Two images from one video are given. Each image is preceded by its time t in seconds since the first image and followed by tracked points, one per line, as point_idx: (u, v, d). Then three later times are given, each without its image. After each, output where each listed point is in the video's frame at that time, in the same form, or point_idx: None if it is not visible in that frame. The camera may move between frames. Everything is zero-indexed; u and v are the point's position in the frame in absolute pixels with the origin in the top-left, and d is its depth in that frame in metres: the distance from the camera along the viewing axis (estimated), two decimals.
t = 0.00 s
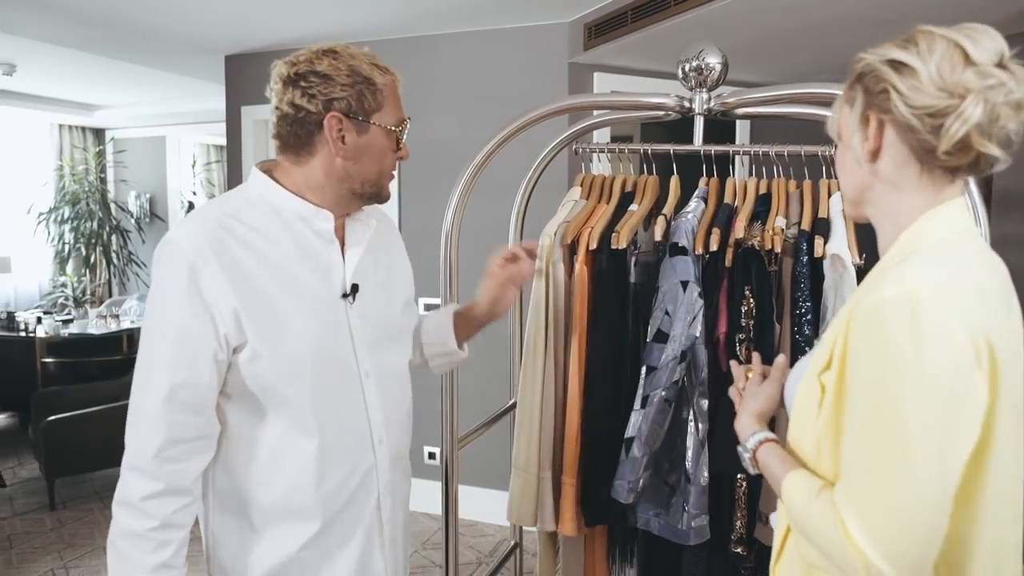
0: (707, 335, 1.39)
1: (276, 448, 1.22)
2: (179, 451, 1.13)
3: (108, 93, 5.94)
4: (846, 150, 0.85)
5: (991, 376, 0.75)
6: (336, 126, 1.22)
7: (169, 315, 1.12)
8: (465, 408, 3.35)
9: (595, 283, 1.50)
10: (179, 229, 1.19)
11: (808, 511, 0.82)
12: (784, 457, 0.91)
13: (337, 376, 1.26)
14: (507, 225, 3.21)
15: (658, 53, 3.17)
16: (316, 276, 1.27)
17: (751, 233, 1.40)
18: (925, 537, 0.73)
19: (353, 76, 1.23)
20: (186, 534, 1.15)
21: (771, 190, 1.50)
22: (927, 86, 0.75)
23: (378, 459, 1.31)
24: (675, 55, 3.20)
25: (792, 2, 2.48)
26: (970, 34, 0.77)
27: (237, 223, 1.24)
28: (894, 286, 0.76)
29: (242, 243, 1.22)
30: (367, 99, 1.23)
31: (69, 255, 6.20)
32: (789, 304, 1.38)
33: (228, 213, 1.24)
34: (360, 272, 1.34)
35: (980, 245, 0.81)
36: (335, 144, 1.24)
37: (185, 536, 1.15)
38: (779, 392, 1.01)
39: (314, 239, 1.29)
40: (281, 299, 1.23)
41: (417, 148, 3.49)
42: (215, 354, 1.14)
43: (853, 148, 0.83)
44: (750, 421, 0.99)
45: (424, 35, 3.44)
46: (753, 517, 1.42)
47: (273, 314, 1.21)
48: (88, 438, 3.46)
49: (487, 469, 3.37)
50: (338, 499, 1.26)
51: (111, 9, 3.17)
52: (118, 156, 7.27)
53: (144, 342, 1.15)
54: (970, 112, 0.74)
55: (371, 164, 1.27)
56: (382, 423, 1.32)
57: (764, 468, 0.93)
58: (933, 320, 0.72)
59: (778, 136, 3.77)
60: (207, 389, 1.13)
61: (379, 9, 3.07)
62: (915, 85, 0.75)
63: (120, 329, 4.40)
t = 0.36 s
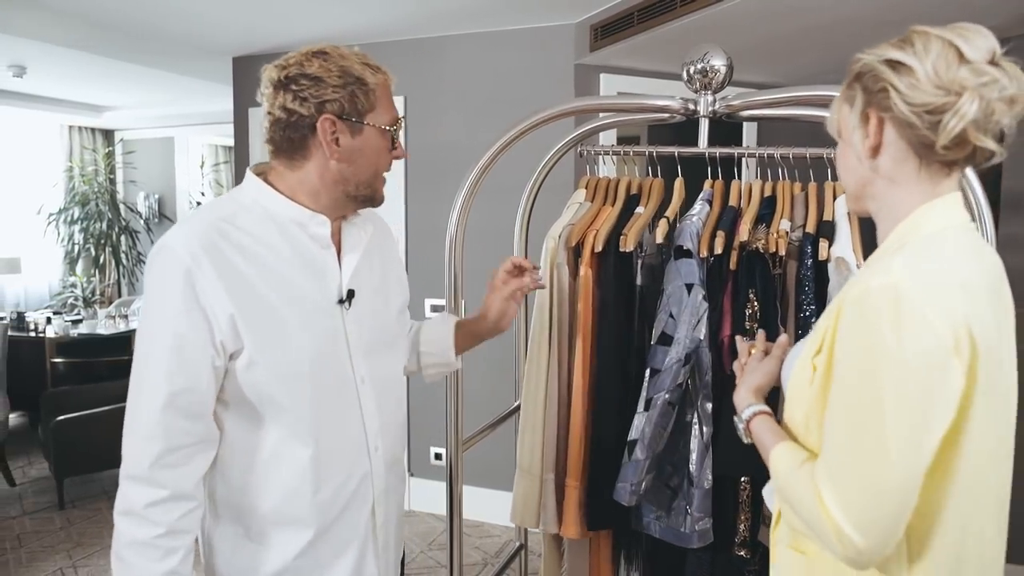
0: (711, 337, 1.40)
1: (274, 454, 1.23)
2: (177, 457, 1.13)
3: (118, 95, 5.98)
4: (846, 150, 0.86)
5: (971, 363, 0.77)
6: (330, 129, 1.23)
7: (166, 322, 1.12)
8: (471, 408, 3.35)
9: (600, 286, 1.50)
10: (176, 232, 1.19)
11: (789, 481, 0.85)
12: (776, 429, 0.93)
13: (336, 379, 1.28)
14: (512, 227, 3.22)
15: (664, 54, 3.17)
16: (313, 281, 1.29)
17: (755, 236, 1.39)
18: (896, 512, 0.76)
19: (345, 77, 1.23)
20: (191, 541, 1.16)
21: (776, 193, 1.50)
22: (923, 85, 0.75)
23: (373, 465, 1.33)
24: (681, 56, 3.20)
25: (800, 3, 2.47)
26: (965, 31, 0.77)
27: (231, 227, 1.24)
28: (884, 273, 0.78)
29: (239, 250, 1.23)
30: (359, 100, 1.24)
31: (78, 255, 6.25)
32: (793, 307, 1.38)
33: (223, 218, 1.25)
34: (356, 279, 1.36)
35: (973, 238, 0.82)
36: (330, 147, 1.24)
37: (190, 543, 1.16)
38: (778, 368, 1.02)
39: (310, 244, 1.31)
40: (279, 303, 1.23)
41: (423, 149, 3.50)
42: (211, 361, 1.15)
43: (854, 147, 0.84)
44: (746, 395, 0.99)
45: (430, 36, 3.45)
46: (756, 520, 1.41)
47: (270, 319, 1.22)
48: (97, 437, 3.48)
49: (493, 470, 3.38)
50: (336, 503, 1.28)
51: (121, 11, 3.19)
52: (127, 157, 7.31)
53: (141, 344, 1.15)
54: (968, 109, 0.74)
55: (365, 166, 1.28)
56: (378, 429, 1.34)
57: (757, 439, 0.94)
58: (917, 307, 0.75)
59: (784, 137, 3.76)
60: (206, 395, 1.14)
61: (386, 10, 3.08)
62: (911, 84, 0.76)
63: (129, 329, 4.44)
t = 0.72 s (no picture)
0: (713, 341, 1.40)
1: (279, 450, 1.24)
2: (184, 454, 1.15)
3: (125, 96, 6.02)
4: (849, 154, 0.86)
5: (995, 368, 0.78)
6: (326, 129, 1.24)
7: (171, 318, 1.14)
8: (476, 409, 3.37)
9: (602, 289, 1.50)
10: (178, 232, 1.21)
11: (823, 497, 0.84)
12: (796, 444, 0.92)
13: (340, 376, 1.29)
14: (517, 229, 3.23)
15: (668, 56, 3.17)
16: (315, 277, 1.30)
17: (757, 240, 1.40)
18: (938, 521, 0.75)
19: (344, 79, 1.24)
20: (192, 538, 1.17)
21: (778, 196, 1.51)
22: (927, 88, 0.76)
23: (380, 459, 1.34)
24: (685, 58, 3.20)
25: (805, 5, 2.47)
26: (963, 37, 0.78)
27: (235, 226, 1.26)
28: (909, 281, 0.78)
29: (243, 247, 1.24)
30: (356, 102, 1.25)
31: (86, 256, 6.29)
32: (796, 311, 1.38)
33: (227, 217, 1.26)
34: (357, 274, 1.37)
35: (978, 243, 0.83)
36: (326, 147, 1.25)
37: (191, 540, 1.17)
38: (785, 382, 1.04)
39: (310, 242, 1.32)
40: (281, 299, 1.25)
41: (428, 151, 3.52)
42: (215, 356, 1.16)
43: (857, 150, 0.84)
44: (757, 409, 1.01)
45: (435, 39, 3.47)
46: (759, 522, 1.42)
47: (271, 314, 1.23)
48: (104, 437, 3.51)
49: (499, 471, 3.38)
50: (343, 498, 1.29)
51: (127, 13, 3.22)
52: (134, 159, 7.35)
53: (143, 348, 1.16)
54: (971, 110, 0.75)
55: (360, 167, 1.29)
56: (385, 424, 1.35)
57: (776, 456, 0.93)
58: (947, 313, 0.75)
59: (790, 139, 3.76)
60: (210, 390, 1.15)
61: (390, 13, 3.10)
62: (915, 87, 0.76)
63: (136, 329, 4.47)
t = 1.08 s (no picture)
0: (716, 343, 1.39)
1: (290, 445, 1.25)
2: (196, 452, 1.16)
3: (130, 97, 6.05)
4: (876, 157, 0.84)
5: None
6: (325, 134, 1.25)
7: (183, 318, 1.15)
8: (480, 409, 3.37)
9: (604, 291, 1.51)
10: (185, 237, 1.22)
11: (856, 531, 0.80)
12: (816, 471, 0.89)
13: (348, 372, 1.29)
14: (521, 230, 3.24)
15: (672, 57, 3.18)
16: (320, 275, 1.30)
17: (760, 242, 1.41)
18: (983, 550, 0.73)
19: (345, 86, 1.26)
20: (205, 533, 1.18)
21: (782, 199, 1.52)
22: (970, 95, 0.75)
23: (393, 452, 1.35)
24: (690, 59, 3.21)
25: (809, 7, 2.47)
26: (997, 41, 0.77)
27: (241, 230, 1.27)
28: (949, 297, 0.74)
29: (250, 249, 1.25)
30: (356, 109, 1.26)
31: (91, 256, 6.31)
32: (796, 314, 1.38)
33: (234, 221, 1.27)
34: (362, 273, 1.38)
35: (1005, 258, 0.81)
36: (324, 152, 1.27)
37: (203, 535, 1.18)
38: (799, 404, 1.02)
39: (314, 241, 1.32)
40: (289, 300, 1.25)
41: (432, 152, 3.53)
42: (224, 355, 1.16)
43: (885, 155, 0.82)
44: (774, 435, 0.97)
45: (439, 40, 3.48)
46: (761, 523, 1.43)
47: (278, 315, 1.24)
48: (109, 437, 3.52)
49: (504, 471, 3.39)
50: (357, 491, 1.30)
51: (133, 15, 3.24)
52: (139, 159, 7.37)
53: (154, 347, 1.17)
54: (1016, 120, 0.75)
55: (357, 173, 1.29)
56: (395, 417, 1.35)
57: (793, 484, 0.90)
58: (993, 332, 0.72)
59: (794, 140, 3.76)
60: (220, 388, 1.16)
61: (395, 15, 3.11)
62: (957, 94, 0.75)
63: (141, 330, 4.49)
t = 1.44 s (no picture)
0: (720, 344, 1.39)
1: (287, 438, 1.25)
2: (204, 439, 1.19)
3: (131, 98, 6.05)
4: (901, 162, 0.82)
5: None
6: (294, 129, 1.28)
7: (186, 313, 1.19)
8: (482, 409, 3.37)
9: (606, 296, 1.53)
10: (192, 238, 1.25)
11: (883, 550, 0.77)
12: (837, 486, 0.86)
13: (342, 369, 1.27)
14: (523, 231, 3.24)
15: (673, 58, 3.18)
16: (319, 273, 1.30)
17: (762, 244, 1.42)
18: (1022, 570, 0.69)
19: (306, 81, 1.28)
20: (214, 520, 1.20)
21: (784, 201, 1.51)
22: (1004, 98, 0.73)
23: (388, 446, 1.31)
24: (691, 60, 3.21)
25: (810, 9, 2.48)
26: None
27: (245, 231, 1.29)
28: (987, 305, 0.72)
29: (253, 249, 1.27)
30: (318, 100, 1.26)
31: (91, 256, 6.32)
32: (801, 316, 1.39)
33: (239, 223, 1.30)
34: (362, 267, 1.35)
35: None
36: (297, 147, 1.29)
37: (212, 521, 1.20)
38: (814, 416, 0.99)
39: (314, 240, 1.33)
40: (288, 297, 1.26)
41: (433, 152, 3.53)
42: (224, 346, 1.19)
43: (912, 159, 0.80)
44: (791, 447, 0.95)
45: (440, 41, 3.48)
46: (765, 525, 1.43)
47: (278, 311, 1.25)
48: (111, 437, 3.52)
49: (505, 471, 3.39)
50: (352, 486, 1.28)
51: (134, 15, 3.24)
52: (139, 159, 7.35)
53: (167, 345, 1.22)
54: None
55: (331, 162, 1.28)
56: (393, 411, 1.32)
57: (814, 500, 0.88)
58: None
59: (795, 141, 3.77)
60: (223, 381, 1.19)
61: (396, 15, 3.12)
62: (990, 96, 0.73)
63: (142, 330, 4.49)
